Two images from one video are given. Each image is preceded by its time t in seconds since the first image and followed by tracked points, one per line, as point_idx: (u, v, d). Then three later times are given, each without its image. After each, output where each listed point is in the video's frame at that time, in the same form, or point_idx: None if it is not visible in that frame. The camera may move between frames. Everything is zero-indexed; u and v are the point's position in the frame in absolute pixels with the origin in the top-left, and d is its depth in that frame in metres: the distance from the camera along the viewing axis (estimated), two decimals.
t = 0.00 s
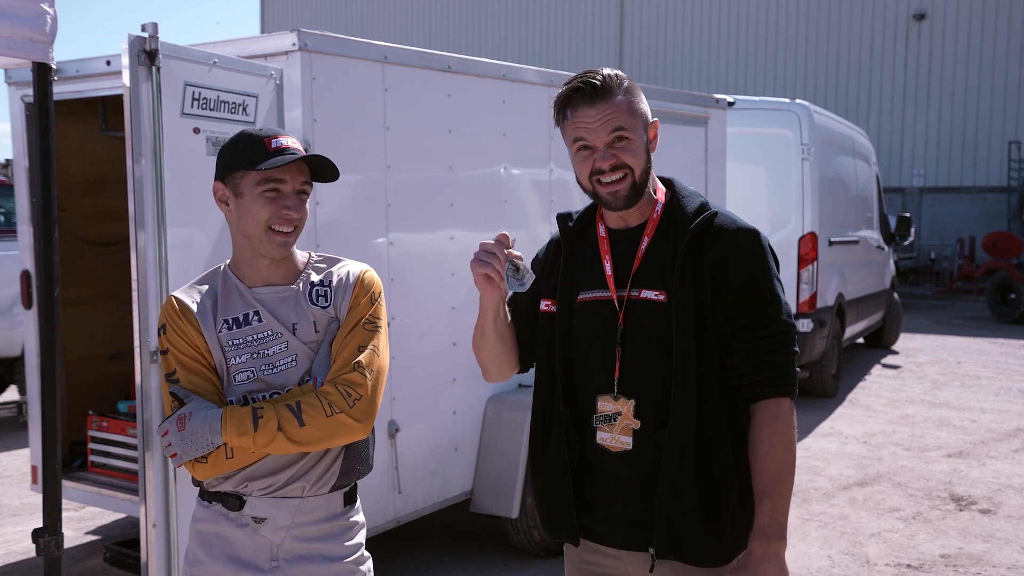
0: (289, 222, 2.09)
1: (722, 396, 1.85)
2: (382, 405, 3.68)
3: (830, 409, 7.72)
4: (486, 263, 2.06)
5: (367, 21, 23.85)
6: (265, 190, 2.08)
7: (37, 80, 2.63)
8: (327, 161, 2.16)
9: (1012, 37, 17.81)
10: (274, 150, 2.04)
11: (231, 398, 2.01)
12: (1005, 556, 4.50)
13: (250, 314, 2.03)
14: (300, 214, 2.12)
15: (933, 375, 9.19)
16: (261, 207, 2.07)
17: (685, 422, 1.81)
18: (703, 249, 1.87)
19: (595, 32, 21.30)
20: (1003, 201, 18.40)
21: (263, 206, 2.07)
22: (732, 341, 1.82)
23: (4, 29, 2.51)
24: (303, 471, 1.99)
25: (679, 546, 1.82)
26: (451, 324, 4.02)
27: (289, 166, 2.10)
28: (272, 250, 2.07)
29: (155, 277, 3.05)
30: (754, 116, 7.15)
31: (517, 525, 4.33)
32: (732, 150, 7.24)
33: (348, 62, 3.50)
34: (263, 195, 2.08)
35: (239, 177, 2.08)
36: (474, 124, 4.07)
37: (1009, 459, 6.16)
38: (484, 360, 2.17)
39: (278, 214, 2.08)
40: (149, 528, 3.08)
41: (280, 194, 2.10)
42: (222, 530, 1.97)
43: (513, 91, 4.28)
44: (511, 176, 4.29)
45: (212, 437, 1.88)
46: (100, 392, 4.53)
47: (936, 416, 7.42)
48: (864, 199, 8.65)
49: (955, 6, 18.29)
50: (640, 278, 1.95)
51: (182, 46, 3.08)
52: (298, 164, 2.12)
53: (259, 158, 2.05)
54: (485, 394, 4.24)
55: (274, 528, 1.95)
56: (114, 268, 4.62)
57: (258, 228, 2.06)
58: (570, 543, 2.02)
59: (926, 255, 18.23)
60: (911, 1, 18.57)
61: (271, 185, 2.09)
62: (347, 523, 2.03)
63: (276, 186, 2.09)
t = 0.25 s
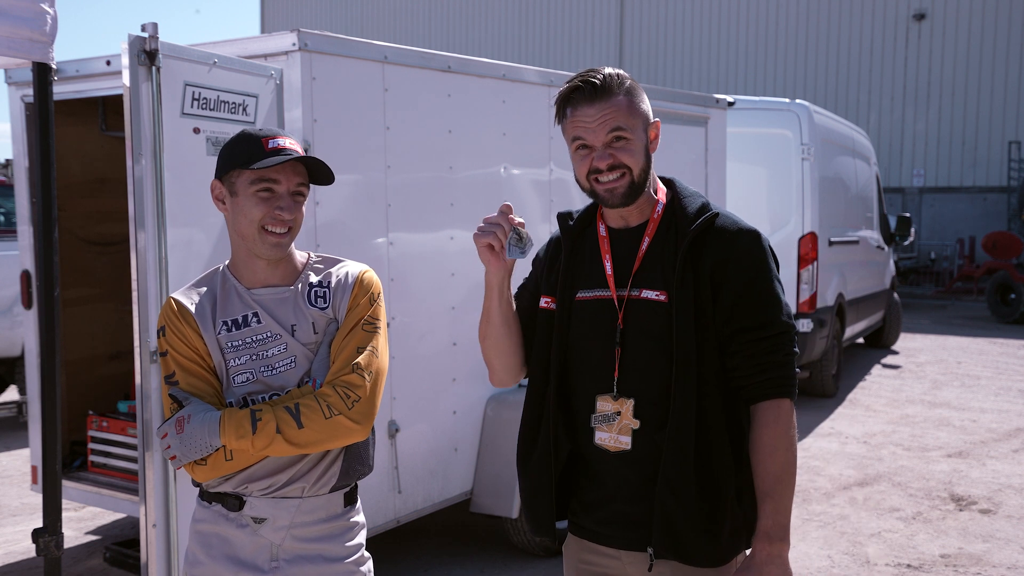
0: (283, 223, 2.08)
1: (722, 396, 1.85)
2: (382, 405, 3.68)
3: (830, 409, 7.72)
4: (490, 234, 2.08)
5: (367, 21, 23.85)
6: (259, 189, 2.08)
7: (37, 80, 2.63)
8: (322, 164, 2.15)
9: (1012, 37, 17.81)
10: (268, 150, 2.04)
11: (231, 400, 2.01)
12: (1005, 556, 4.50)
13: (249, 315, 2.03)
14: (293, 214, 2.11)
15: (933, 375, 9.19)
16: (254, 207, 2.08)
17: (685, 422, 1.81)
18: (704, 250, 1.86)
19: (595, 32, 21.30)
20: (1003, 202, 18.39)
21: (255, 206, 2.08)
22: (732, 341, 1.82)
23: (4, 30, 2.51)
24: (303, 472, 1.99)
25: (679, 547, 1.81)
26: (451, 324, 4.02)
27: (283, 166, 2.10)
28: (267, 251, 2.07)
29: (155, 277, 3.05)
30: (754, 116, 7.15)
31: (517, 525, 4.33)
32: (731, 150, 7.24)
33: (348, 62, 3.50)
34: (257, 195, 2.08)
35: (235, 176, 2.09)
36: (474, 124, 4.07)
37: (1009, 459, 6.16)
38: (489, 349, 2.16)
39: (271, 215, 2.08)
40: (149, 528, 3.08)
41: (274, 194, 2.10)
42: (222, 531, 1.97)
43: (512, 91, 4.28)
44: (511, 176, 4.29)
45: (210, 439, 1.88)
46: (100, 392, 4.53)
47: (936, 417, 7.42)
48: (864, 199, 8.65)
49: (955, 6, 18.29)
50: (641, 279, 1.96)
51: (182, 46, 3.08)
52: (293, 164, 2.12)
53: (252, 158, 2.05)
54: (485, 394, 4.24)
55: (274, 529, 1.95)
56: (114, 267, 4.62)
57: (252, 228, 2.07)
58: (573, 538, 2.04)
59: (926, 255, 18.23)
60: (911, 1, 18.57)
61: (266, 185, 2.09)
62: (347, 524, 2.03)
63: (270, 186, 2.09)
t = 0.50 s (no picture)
0: (278, 222, 2.08)
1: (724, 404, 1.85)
2: (382, 405, 3.68)
3: (830, 409, 7.72)
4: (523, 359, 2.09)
5: (367, 21, 23.85)
6: (255, 188, 2.09)
7: (37, 80, 2.63)
8: (319, 165, 2.15)
9: (1012, 37, 17.81)
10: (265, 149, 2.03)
11: (229, 400, 2.01)
12: (1005, 556, 4.50)
13: (248, 316, 2.03)
14: (288, 214, 2.10)
15: (933, 375, 9.19)
16: (249, 206, 2.08)
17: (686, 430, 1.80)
18: (705, 258, 1.86)
19: (595, 32, 21.30)
20: (1003, 201, 18.39)
21: (251, 205, 2.08)
22: (734, 349, 1.81)
23: (4, 30, 2.51)
24: (302, 473, 1.99)
25: (680, 554, 1.81)
26: (451, 325, 4.02)
27: (278, 166, 2.10)
28: (262, 250, 2.06)
29: (155, 277, 3.05)
30: (754, 116, 7.15)
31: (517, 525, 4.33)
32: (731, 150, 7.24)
33: (348, 62, 3.50)
34: (253, 194, 2.08)
35: (231, 174, 2.09)
36: (474, 124, 4.08)
37: (1009, 459, 6.16)
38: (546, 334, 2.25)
39: (266, 214, 2.08)
40: (149, 528, 3.08)
41: (269, 193, 2.10)
42: (221, 531, 1.97)
43: (512, 91, 4.28)
44: (511, 176, 4.29)
45: (209, 440, 1.88)
46: (100, 392, 4.53)
47: (936, 416, 7.42)
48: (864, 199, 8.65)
49: (955, 6, 18.29)
50: (643, 286, 1.95)
51: (182, 46, 3.08)
52: (289, 164, 2.12)
53: (247, 156, 2.05)
54: (485, 394, 4.24)
55: (272, 529, 1.95)
56: (114, 267, 4.62)
57: (247, 226, 2.07)
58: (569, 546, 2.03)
59: (926, 255, 18.23)
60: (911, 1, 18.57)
61: (262, 184, 2.09)
62: (345, 524, 2.03)
63: (265, 185, 2.10)
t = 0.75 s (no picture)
0: (279, 222, 2.08)
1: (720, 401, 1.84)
2: (382, 405, 3.68)
3: (830, 409, 7.72)
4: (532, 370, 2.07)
5: (367, 21, 23.85)
6: (257, 189, 2.08)
7: (37, 80, 2.63)
8: (320, 165, 2.15)
9: (1012, 37, 17.82)
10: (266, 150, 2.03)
11: (228, 397, 2.01)
12: (1005, 556, 4.50)
13: (246, 313, 2.03)
14: (289, 214, 2.10)
15: (933, 375, 9.19)
16: (250, 206, 2.08)
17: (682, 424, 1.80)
18: (703, 253, 1.85)
19: (595, 32, 21.30)
20: (1003, 201, 18.40)
21: (252, 205, 2.08)
22: (730, 345, 1.81)
23: (4, 30, 2.51)
24: (301, 471, 1.99)
25: (674, 549, 1.81)
26: (451, 324, 4.02)
27: (279, 166, 2.10)
28: (263, 249, 2.06)
29: (155, 277, 3.05)
30: (754, 116, 7.15)
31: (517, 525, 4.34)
32: (731, 150, 7.24)
33: (348, 62, 3.50)
34: (254, 194, 2.08)
35: (233, 175, 2.09)
36: (474, 124, 4.08)
37: (1009, 459, 6.16)
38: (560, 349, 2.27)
39: (268, 214, 2.08)
40: (149, 528, 3.08)
41: (270, 193, 2.10)
42: (220, 531, 1.97)
43: (512, 91, 4.28)
44: (511, 176, 4.29)
45: (209, 437, 1.87)
46: (101, 392, 4.54)
47: (936, 416, 7.42)
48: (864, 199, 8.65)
49: (955, 6, 18.30)
50: (639, 280, 1.95)
51: (182, 46, 3.08)
52: (290, 165, 2.12)
53: (249, 156, 2.05)
54: (485, 394, 4.24)
55: (271, 529, 1.95)
56: (114, 268, 4.63)
57: (248, 226, 2.06)
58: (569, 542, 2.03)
59: (926, 255, 18.23)
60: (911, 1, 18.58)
61: (264, 185, 2.09)
62: (344, 524, 2.03)
63: (266, 186, 2.09)
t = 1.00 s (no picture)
0: (279, 222, 2.08)
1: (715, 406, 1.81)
2: (382, 405, 3.68)
3: (830, 409, 7.72)
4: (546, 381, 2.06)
5: (367, 21, 23.85)
6: (257, 188, 2.08)
7: (37, 80, 2.63)
8: (320, 164, 2.15)
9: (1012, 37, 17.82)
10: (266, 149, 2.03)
11: (227, 394, 2.01)
12: (1005, 556, 4.50)
13: (245, 310, 2.03)
14: (289, 213, 2.10)
15: (933, 375, 9.19)
16: (250, 205, 2.08)
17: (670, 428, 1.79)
18: (701, 255, 1.82)
19: (595, 31, 21.31)
20: (1003, 201, 18.40)
21: (252, 205, 2.08)
22: (724, 351, 1.77)
23: (4, 30, 2.51)
24: (300, 470, 1.99)
25: (658, 553, 1.80)
26: (451, 324, 4.02)
27: (279, 166, 2.10)
28: (262, 249, 2.06)
29: (155, 277, 3.05)
30: (754, 116, 7.15)
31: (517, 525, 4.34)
32: (731, 150, 7.24)
33: (348, 62, 3.50)
34: (254, 193, 2.08)
35: (233, 174, 2.09)
36: (474, 124, 4.07)
37: (1009, 459, 6.16)
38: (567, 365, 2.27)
39: (268, 214, 2.08)
40: (149, 528, 3.08)
41: (271, 193, 2.10)
42: (219, 530, 1.97)
43: (512, 91, 4.28)
44: (511, 176, 4.29)
45: (208, 433, 1.87)
46: (101, 392, 4.54)
47: (936, 417, 7.42)
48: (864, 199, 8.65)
49: (955, 6, 18.30)
50: (639, 280, 1.95)
51: (182, 46, 3.08)
52: (290, 165, 2.12)
53: (249, 156, 2.05)
54: (485, 394, 4.24)
55: (270, 528, 1.95)
56: (114, 268, 4.63)
57: (248, 226, 2.06)
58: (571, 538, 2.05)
59: (926, 255, 18.23)
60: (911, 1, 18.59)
61: (264, 184, 2.09)
62: (343, 523, 2.03)
63: (266, 185, 2.09)
